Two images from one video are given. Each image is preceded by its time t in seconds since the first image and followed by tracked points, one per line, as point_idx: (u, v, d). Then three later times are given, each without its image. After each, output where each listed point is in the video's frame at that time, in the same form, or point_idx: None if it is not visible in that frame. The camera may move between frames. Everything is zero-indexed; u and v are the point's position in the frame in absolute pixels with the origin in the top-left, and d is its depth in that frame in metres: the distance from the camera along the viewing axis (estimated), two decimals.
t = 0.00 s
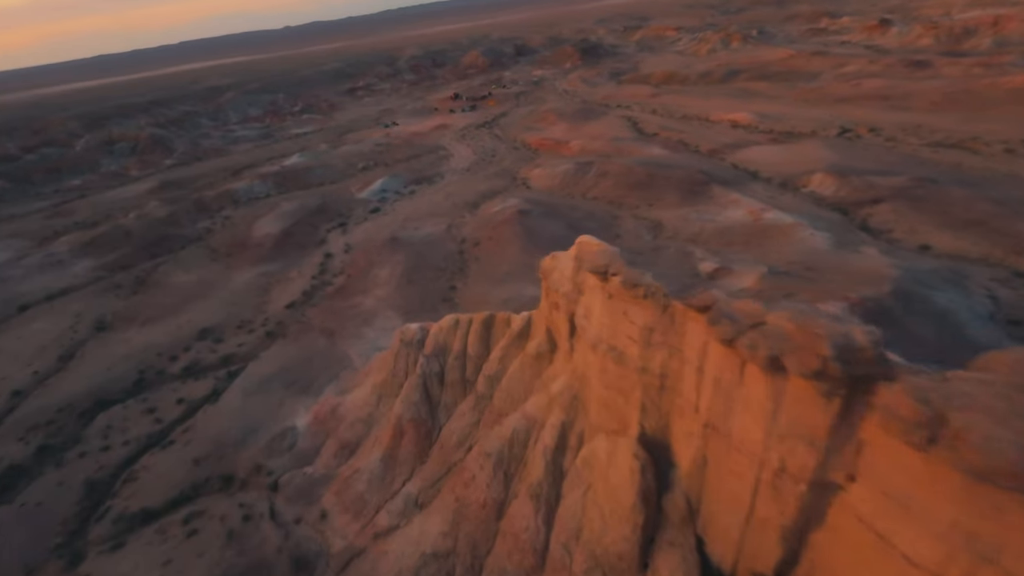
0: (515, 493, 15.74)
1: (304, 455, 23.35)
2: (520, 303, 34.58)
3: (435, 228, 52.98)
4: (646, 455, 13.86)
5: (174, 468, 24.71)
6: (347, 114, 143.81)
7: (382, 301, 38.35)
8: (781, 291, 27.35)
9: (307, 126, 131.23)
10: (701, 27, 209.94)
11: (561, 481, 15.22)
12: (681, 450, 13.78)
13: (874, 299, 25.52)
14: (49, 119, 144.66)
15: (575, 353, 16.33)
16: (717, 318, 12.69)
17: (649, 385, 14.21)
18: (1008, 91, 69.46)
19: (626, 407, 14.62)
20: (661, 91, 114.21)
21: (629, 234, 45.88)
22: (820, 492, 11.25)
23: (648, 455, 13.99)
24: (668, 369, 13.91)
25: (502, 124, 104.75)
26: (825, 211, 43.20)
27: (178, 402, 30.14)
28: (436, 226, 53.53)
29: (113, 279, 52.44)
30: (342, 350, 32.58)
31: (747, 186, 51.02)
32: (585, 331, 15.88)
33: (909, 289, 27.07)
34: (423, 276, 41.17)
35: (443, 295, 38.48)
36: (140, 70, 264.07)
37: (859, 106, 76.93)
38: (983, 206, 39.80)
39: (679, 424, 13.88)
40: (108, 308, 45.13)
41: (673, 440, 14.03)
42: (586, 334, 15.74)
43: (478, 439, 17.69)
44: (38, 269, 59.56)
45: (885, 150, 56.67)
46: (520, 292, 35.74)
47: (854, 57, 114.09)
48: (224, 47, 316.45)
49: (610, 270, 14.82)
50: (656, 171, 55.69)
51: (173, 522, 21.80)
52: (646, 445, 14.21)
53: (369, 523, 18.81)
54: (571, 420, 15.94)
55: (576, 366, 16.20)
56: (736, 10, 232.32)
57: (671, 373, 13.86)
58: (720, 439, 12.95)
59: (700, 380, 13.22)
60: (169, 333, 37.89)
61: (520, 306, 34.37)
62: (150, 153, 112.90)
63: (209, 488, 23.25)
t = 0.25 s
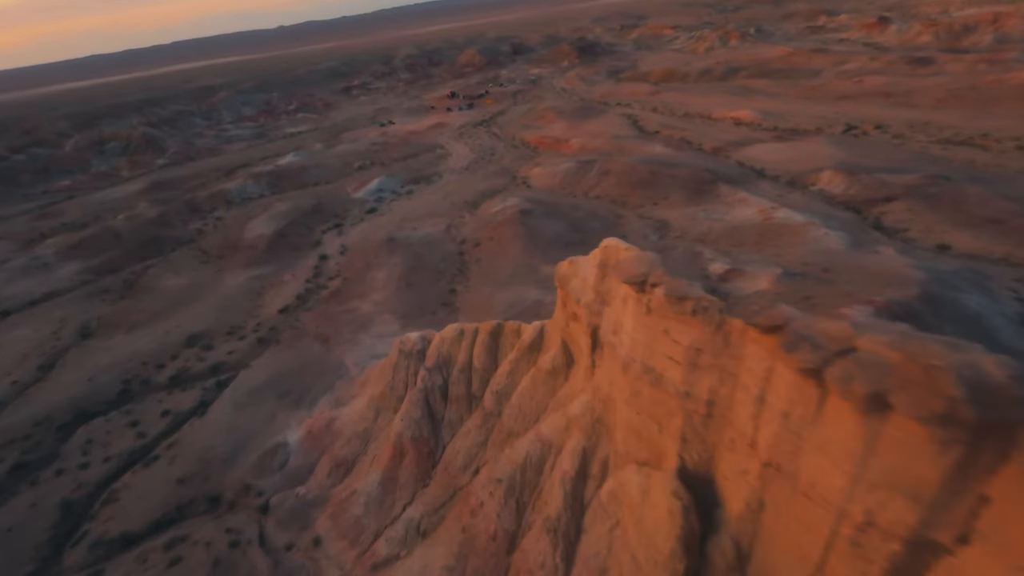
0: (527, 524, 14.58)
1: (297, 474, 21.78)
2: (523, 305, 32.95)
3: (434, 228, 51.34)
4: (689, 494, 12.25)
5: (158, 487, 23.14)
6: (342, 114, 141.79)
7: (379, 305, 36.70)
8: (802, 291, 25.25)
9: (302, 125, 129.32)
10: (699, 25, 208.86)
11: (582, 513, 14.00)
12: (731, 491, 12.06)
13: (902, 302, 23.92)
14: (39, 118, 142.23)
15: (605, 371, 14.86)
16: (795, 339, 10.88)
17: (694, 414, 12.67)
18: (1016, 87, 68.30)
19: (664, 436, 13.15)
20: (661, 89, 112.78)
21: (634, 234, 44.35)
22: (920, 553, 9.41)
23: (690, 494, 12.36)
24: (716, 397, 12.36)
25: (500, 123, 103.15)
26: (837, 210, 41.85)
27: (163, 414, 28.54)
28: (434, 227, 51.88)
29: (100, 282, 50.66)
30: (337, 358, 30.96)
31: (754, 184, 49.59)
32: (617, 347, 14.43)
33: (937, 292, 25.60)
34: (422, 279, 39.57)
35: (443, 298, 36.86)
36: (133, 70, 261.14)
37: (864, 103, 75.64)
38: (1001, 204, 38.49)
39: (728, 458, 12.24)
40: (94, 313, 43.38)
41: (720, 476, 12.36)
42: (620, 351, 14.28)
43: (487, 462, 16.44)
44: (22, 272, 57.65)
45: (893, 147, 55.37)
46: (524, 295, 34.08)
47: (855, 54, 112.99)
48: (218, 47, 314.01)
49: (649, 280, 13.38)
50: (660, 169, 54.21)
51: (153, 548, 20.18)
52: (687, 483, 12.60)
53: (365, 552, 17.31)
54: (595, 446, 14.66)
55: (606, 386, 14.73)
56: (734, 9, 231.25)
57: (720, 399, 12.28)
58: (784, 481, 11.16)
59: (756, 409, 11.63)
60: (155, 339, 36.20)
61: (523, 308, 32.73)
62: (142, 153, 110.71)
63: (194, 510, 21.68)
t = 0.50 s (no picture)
0: (545, 564, 13.44)
1: (288, 495, 20.19)
2: (527, 309, 31.33)
3: (432, 229, 49.72)
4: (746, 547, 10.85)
5: (138, 510, 21.52)
6: (338, 113, 139.87)
7: (375, 309, 35.07)
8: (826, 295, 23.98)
9: (297, 124, 127.46)
10: (697, 24, 207.81)
11: (607, 555, 12.87)
12: (797, 543, 10.63)
13: (933, 305, 22.47)
14: (28, 118, 139.73)
15: (645, 395, 13.42)
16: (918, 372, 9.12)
17: (755, 452, 11.23)
18: None
19: (714, 475, 11.79)
20: (661, 87, 111.38)
21: (640, 233, 42.82)
22: None
23: (747, 546, 10.97)
24: (783, 435, 10.89)
25: (499, 121, 101.52)
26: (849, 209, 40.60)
27: (146, 428, 26.86)
28: (432, 227, 50.24)
29: (86, 286, 48.82)
30: (332, 366, 29.36)
31: (762, 183, 48.18)
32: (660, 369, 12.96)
33: (967, 295, 24.19)
34: (420, 282, 37.96)
35: (443, 301, 35.25)
36: (126, 70, 258.29)
37: (868, 100, 74.41)
38: (1021, 203, 37.20)
39: (793, 501, 10.87)
40: (78, 318, 41.61)
41: (782, 524, 10.96)
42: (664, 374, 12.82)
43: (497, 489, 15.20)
44: (6, 275, 55.68)
45: (903, 145, 54.07)
46: (527, 297, 32.48)
47: (856, 52, 111.86)
48: (212, 47, 311.61)
49: (704, 294, 11.79)
50: (665, 168, 52.75)
51: None
52: (743, 532, 11.20)
53: None
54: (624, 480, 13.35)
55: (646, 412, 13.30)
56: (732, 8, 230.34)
57: (786, 435, 10.84)
58: (874, 541, 9.59)
59: (832, 449, 10.20)
60: (140, 347, 34.48)
61: (526, 312, 31.13)
62: (133, 152, 108.57)
63: (175, 535, 20.08)
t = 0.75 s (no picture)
0: None
1: (275, 521, 18.55)
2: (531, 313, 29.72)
3: (430, 230, 48.09)
4: None
5: (113, 537, 19.88)
6: (334, 112, 138.06)
7: (372, 314, 33.42)
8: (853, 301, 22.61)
9: (292, 124, 125.54)
10: (695, 24, 206.77)
11: None
12: None
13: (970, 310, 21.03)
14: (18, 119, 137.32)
15: (698, 432, 11.74)
16: None
17: (846, 509, 9.43)
18: None
19: (789, 531, 10.04)
20: (661, 86, 109.93)
21: (647, 234, 41.27)
22: None
23: None
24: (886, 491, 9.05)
25: (497, 121, 99.91)
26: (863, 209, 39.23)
27: (127, 444, 25.21)
28: (431, 228, 48.60)
29: (71, 290, 46.99)
30: (326, 376, 27.70)
31: (770, 182, 46.74)
32: (722, 403, 11.25)
33: (1003, 299, 22.73)
34: (419, 285, 36.33)
35: (443, 306, 33.62)
36: (120, 70, 255.84)
37: (874, 98, 73.07)
38: None
39: (893, 575, 9.00)
40: (60, 324, 39.82)
41: None
42: (728, 410, 11.09)
43: (509, 521, 14.10)
44: None
45: (913, 143, 52.73)
46: (532, 301, 30.87)
47: (858, 51, 110.74)
48: (207, 48, 309.24)
49: (789, 316, 10.10)
50: (670, 167, 51.24)
51: None
52: None
53: None
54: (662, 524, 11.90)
55: (703, 452, 11.54)
56: (730, 7, 229.34)
57: (890, 494, 8.97)
58: None
59: (955, 514, 8.36)
60: (124, 355, 32.78)
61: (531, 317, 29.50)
62: (124, 153, 106.51)
63: (152, 566, 18.46)
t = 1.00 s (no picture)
0: None
1: (259, 551, 16.85)
2: (536, 318, 28.04)
3: (429, 231, 46.45)
4: None
5: (82, 569, 18.26)
6: (330, 112, 136.35)
7: (368, 320, 31.72)
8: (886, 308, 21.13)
9: (287, 123, 123.76)
10: (693, 23, 205.64)
11: None
12: None
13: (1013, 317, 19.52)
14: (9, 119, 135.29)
15: (772, 485, 9.79)
16: None
17: None
18: None
19: None
20: (663, 85, 108.46)
21: (655, 235, 39.68)
22: None
23: None
24: None
25: (496, 120, 98.29)
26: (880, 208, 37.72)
27: (104, 461, 23.52)
28: (429, 230, 46.98)
29: (55, 294, 45.23)
30: (318, 387, 25.99)
31: (781, 181, 45.22)
32: (810, 450, 9.37)
33: None
34: (417, 289, 34.66)
35: (442, 310, 31.94)
36: (115, 71, 253.60)
37: (880, 95, 71.68)
38: None
39: None
40: (42, 331, 38.07)
41: None
42: (819, 459, 9.20)
43: (522, 565, 12.44)
44: None
45: (925, 141, 51.28)
46: (536, 306, 29.17)
47: (861, 49, 109.49)
48: (203, 48, 307.26)
49: (933, 354, 8.10)
50: (676, 166, 49.71)
51: None
52: None
53: None
54: None
55: (777, 510, 9.57)
56: (729, 6, 228.06)
57: None
58: None
59: None
60: (105, 364, 31.07)
61: (536, 322, 27.81)
62: (117, 153, 104.67)
63: None
